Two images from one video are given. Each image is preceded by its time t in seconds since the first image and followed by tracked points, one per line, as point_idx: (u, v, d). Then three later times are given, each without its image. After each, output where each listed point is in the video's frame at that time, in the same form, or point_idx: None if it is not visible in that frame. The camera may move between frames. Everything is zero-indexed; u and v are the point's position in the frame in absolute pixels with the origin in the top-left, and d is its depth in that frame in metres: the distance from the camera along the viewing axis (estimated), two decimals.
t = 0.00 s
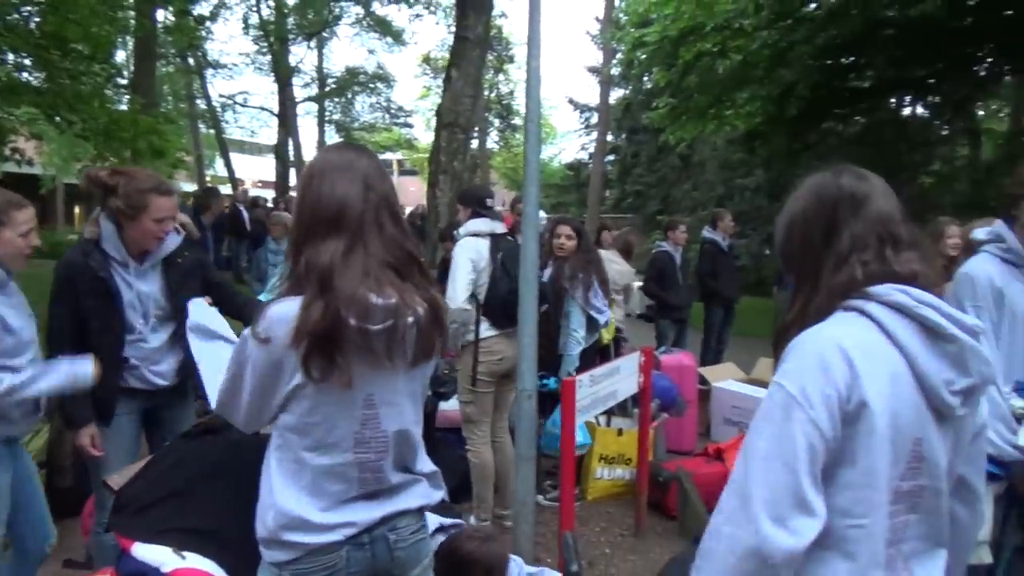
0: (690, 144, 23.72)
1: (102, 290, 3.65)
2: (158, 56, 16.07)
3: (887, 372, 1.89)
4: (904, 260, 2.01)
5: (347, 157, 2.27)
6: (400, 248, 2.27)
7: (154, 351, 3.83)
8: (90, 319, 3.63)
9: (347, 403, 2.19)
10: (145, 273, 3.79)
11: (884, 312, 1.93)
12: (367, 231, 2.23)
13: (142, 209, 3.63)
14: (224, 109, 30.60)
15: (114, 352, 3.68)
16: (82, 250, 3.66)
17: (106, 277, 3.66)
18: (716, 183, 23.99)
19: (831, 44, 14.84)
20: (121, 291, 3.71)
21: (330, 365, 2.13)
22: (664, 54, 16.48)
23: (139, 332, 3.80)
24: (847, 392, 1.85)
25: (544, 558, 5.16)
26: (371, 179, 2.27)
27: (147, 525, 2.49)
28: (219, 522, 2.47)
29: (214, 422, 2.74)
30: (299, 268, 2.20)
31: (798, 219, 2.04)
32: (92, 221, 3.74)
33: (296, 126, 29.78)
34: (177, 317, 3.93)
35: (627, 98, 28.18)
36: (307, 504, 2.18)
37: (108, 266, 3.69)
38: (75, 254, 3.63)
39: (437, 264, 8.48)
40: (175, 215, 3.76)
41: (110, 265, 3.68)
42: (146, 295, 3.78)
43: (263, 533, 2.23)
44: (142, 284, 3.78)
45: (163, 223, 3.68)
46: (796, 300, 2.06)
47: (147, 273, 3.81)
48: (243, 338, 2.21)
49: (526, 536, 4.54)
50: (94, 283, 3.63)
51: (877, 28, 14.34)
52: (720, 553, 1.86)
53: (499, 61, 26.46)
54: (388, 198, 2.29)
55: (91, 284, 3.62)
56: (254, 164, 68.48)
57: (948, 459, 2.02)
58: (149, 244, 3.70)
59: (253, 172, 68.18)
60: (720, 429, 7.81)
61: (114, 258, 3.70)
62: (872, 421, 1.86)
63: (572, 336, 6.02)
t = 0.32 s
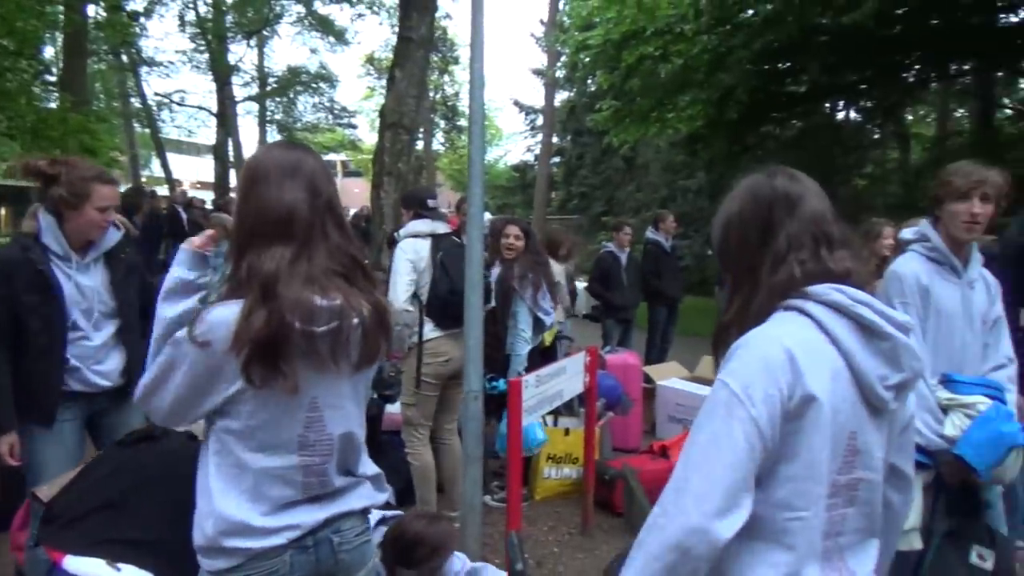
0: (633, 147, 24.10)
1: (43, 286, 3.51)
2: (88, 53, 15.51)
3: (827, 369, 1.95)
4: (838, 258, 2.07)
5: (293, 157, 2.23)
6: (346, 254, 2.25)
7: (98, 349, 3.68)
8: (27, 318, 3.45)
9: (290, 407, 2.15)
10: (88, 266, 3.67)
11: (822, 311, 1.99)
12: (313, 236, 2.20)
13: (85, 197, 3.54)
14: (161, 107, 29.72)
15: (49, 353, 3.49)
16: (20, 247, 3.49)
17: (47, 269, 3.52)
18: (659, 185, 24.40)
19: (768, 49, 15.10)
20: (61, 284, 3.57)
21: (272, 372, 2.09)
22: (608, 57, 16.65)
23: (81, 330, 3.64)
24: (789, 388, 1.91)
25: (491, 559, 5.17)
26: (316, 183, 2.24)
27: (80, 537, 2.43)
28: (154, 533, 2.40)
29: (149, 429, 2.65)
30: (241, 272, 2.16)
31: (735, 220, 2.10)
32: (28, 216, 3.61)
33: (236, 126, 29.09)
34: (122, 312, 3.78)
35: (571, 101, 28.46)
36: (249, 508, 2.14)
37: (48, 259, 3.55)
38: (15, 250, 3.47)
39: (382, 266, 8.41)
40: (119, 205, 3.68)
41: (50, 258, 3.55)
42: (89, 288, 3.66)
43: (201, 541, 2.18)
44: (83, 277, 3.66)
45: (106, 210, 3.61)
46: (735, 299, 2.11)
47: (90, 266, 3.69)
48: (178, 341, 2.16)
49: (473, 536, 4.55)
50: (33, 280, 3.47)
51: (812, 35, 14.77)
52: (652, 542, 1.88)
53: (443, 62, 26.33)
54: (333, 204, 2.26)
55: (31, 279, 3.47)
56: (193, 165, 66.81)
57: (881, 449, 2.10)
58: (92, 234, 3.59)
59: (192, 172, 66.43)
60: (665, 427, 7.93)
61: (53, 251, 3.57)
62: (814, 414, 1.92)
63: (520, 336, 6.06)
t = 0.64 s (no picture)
0: (597, 150, 24.32)
1: (46, 274, 3.62)
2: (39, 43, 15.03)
3: (776, 367, 2.00)
4: (789, 265, 2.13)
5: (250, 159, 2.22)
6: (301, 259, 2.23)
7: (93, 343, 3.76)
8: (28, 304, 3.56)
9: (233, 408, 2.13)
10: (90, 261, 3.76)
11: (773, 312, 2.04)
12: (265, 240, 2.18)
13: (89, 192, 3.66)
14: (116, 101, 28.95)
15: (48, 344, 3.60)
16: (29, 241, 3.62)
17: (52, 260, 3.63)
18: (622, 187, 24.64)
19: (729, 54, 15.38)
20: (64, 276, 3.65)
21: (219, 376, 2.07)
22: (572, 60, 17.06)
23: (77, 322, 3.71)
24: (743, 385, 1.96)
25: (451, 559, 5.17)
26: (273, 185, 2.22)
27: (26, 541, 2.37)
28: (107, 537, 2.36)
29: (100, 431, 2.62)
30: (191, 272, 2.14)
31: (691, 219, 2.16)
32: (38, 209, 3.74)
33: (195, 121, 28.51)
34: (117, 310, 3.86)
35: (536, 102, 28.60)
36: (193, 507, 2.12)
37: (55, 250, 3.65)
38: (23, 242, 3.61)
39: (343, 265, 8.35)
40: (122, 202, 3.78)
41: (55, 249, 3.64)
42: (90, 283, 3.75)
43: (147, 540, 2.16)
44: (86, 272, 3.75)
45: (109, 207, 3.71)
46: (689, 300, 2.17)
47: (92, 261, 3.78)
48: (126, 337, 2.14)
49: (433, 537, 4.56)
50: (38, 268, 3.59)
51: (772, 41, 15.04)
52: (621, 544, 1.94)
53: (407, 61, 26.18)
54: (289, 210, 2.24)
55: (35, 267, 3.59)
56: (151, 160, 65.46)
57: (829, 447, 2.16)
58: (95, 228, 3.70)
59: (149, 167, 65.09)
60: (625, 426, 8.01)
61: (60, 243, 3.66)
62: (761, 410, 1.97)
63: (484, 336, 6.08)
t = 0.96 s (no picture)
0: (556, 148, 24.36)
1: (48, 254, 3.81)
2: None
3: (717, 366, 2.04)
4: (732, 269, 2.17)
5: (164, 145, 2.11)
6: (205, 250, 2.07)
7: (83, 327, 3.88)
8: (27, 280, 3.76)
9: (141, 405, 2.06)
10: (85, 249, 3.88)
11: (717, 311, 2.08)
12: (165, 229, 2.06)
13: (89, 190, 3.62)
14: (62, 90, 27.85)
15: (42, 320, 3.80)
16: (32, 222, 3.81)
17: (52, 242, 3.82)
18: (581, 186, 24.76)
19: (686, 56, 15.62)
20: (63, 258, 3.82)
21: (111, 373, 2.03)
22: (532, 58, 17.20)
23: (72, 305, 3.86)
24: (688, 388, 1.99)
25: (404, 555, 5.16)
26: (178, 172, 2.10)
27: None
28: (49, 537, 2.31)
29: (40, 428, 2.55)
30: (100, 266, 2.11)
31: (644, 215, 2.23)
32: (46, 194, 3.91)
33: (146, 113, 27.64)
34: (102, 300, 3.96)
35: (496, 100, 28.57)
36: (117, 505, 2.09)
37: (55, 233, 3.82)
38: (25, 223, 3.80)
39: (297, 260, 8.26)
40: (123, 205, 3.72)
41: (55, 232, 3.81)
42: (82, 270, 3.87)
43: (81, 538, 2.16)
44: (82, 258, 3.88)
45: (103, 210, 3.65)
46: (634, 296, 2.22)
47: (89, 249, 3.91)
48: (48, 335, 2.19)
49: (387, 536, 4.54)
50: (39, 247, 3.78)
51: (728, 44, 15.29)
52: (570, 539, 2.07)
53: (367, 56, 25.83)
54: (196, 196, 2.09)
55: (35, 248, 3.78)
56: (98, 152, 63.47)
57: (772, 443, 2.21)
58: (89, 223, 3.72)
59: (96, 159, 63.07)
60: (581, 423, 8.05)
61: (59, 227, 3.83)
62: (704, 410, 2.01)
63: (438, 334, 6.10)
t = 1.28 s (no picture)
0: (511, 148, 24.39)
1: None
2: None
3: (665, 364, 2.07)
4: (682, 268, 2.20)
5: (80, 139, 2.06)
6: (121, 243, 2.01)
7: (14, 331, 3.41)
8: None
9: (63, 406, 2.01)
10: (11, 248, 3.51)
11: (666, 311, 2.11)
12: (79, 222, 2.01)
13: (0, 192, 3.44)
14: None
15: None
16: None
17: None
18: (536, 186, 24.82)
19: (638, 58, 15.74)
20: None
21: (28, 373, 1.99)
22: (486, 58, 17.11)
23: None
24: (637, 389, 2.02)
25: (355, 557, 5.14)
26: (91, 165, 2.04)
27: None
28: None
29: None
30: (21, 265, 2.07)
31: (594, 215, 2.25)
32: None
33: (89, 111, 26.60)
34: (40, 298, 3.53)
35: (451, 100, 28.48)
36: (41, 513, 2.03)
37: None
38: None
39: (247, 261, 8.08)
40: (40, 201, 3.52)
41: None
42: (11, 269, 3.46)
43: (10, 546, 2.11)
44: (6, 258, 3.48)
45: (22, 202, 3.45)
46: (585, 295, 2.24)
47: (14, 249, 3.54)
48: None
49: (339, 540, 4.48)
50: None
51: (680, 46, 15.50)
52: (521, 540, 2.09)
53: (319, 54, 25.39)
54: (108, 187, 2.03)
55: None
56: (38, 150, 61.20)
57: (718, 441, 2.25)
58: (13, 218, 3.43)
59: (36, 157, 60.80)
60: (537, 422, 8.08)
61: None
62: (654, 409, 2.03)
63: (388, 335, 6.06)
